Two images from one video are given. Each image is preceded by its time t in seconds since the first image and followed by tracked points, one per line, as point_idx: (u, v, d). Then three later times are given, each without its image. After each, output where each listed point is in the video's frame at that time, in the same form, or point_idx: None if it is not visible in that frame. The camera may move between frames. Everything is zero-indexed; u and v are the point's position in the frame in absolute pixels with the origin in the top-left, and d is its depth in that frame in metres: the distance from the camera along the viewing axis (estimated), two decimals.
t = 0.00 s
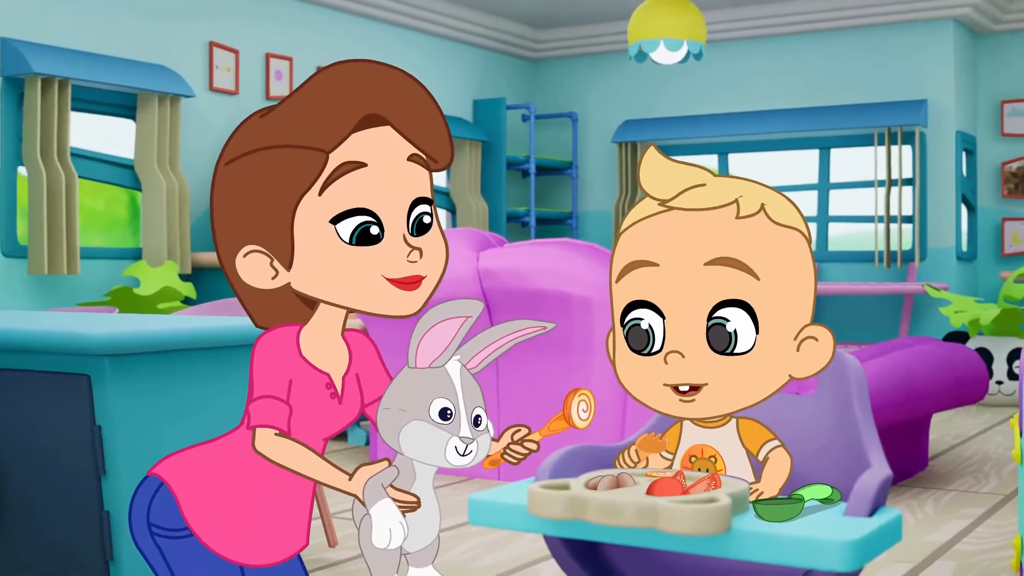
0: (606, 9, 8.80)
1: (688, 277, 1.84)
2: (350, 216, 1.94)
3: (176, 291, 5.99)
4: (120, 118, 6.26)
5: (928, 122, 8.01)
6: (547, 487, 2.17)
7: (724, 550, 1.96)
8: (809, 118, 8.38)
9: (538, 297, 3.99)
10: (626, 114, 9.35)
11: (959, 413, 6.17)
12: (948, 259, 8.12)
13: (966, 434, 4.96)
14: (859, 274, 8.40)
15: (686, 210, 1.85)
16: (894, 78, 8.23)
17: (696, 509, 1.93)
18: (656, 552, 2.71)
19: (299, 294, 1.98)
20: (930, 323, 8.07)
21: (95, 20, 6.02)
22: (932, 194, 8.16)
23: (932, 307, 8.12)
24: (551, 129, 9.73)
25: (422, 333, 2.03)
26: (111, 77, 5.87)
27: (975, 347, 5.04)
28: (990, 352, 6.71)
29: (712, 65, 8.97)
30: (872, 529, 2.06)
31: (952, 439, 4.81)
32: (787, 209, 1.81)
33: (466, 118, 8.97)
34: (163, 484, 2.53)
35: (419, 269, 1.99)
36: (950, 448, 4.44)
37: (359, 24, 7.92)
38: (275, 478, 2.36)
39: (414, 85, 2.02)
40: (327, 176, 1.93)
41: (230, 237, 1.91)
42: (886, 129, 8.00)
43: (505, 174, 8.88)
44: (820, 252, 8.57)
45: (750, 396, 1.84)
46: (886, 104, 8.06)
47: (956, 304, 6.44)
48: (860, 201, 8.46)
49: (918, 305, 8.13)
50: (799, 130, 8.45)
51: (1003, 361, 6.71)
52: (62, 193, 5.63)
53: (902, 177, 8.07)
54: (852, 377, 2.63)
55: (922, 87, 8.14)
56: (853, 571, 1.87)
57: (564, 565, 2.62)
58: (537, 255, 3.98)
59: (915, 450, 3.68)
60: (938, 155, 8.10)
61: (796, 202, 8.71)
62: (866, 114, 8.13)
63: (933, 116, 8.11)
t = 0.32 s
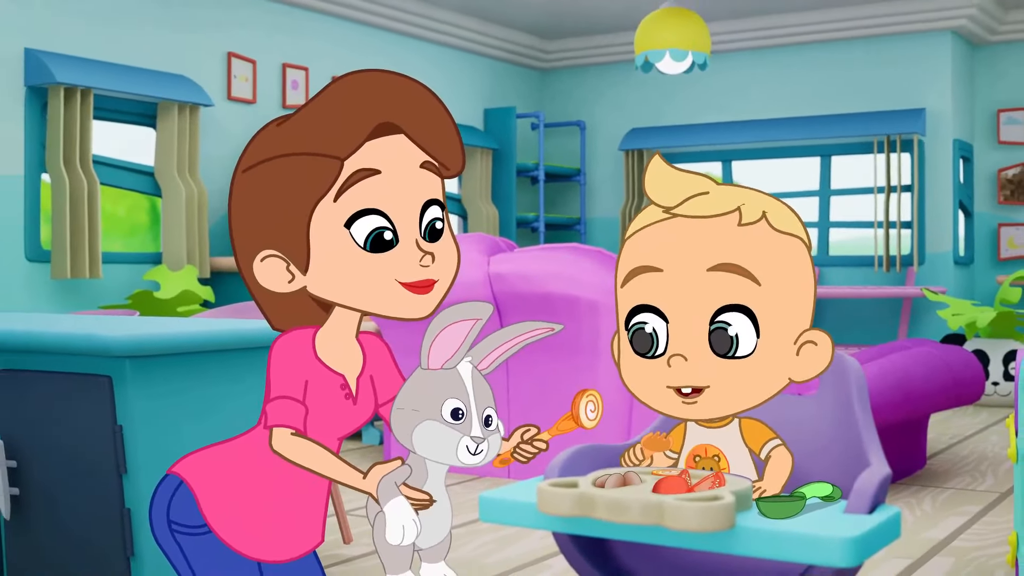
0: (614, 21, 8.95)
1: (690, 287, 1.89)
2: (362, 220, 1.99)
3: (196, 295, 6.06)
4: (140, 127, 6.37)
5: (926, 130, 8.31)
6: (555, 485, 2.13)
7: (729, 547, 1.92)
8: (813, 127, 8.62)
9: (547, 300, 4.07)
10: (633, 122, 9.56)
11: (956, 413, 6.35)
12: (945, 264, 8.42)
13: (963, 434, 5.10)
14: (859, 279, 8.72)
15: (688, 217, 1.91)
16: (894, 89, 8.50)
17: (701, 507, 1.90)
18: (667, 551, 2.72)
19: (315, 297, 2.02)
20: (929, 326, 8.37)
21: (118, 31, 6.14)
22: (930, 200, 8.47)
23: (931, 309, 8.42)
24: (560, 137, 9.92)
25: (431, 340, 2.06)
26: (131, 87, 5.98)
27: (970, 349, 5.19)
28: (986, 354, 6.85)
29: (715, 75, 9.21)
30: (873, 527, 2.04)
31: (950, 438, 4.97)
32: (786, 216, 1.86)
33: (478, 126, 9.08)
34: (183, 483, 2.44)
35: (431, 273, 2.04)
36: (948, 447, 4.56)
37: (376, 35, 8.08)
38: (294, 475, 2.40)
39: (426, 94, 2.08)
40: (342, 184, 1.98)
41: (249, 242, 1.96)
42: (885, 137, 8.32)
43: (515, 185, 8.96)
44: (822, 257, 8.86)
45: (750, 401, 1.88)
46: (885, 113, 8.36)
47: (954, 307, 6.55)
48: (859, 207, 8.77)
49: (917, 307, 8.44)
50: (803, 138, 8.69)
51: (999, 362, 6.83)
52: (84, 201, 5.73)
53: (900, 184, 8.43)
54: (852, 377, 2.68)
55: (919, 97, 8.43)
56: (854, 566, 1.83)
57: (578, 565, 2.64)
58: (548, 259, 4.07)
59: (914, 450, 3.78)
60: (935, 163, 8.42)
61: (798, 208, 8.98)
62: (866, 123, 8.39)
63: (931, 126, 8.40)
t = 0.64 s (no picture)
0: (619, 31, 9.03)
1: (684, 291, 1.75)
2: (376, 224, 1.97)
3: (213, 298, 6.16)
4: (160, 135, 6.48)
5: (925, 137, 8.40)
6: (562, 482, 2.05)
7: (730, 543, 1.84)
8: (813, 135, 8.73)
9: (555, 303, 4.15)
10: (639, 131, 9.64)
11: (954, 414, 6.44)
12: (942, 267, 8.50)
13: (960, 433, 5.18)
14: (860, 283, 8.83)
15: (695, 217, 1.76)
16: (894, 98, 8.58)
17: (706, 504, 1.81)
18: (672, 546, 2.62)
19: (330, 301, 2.01)
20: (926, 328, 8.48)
21: (139, 40, 6.25)
22: (927, 206, 8.52)
23: (929, 312, 8.53)
24: (568, 145, 10.03)
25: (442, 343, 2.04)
26: (149, 97, 6.06)
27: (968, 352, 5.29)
28: (982, 356, 6.96)
29: (719, 84, 9.31)
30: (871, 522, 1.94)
31: (948, 436, 5.08)
32: (789, 228, 1.73)
33: (488, 134, 9.17)
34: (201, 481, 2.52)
35: (443, 277, 2.02)
36: (945, 446, 4.66)
37: (389, 46, 8.18)
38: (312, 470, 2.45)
39: (440, 103, 2.07)
40: (356, 190, 1.97)
41: (266, 244, 1.94)
42: (885, 144, 8.40)
43: (524, 189, 9.10)
44: (822, 262, 8.98)
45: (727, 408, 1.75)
46: (883, 121, 8.45)
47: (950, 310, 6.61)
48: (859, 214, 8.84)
49: (915, 311, 8.55)
50: (805, 145, 8.78)
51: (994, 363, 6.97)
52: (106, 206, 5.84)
53: (899, 190, 8.53)
54: (851, 380, 2.64)
55: (918, 105, 8.51)
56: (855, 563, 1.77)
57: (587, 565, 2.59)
58: (555, 263, 4.15)
59: (913, 450, 3.88)
60: (932, 169, 8.49)
61: (797, 214, 9.08)
62: (866, 131, 8.48)
63: (929, 133, 8.49)
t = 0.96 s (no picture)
0: (625, 39, 9.11)
1: (690, 293, 1.76)
2: (386, 225, 2.00)
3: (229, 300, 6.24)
4: (176, 141, 6.56)
5: (924, 143, 8.46)
6: (570, 481, 2.02)
7: (733, 540, 1.80)
8: (814, 140, 8.80)
9: (564, 307, 4.23)
10: (644, 138, 9.71)
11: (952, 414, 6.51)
12: (940, 271, 8.57)
13: (959, 433, 5.26)
14: (860, 286, 8.88)
15: (701, 220, 1.76)
16: (896, 104, 8.64)
17: (712, 503, 1.77)
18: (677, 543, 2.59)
19: (336, 297, 2.03)
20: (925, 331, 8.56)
21: (154, 48, 6.34)
22: (926, 211, 8.59)
23: (926, 316, 8.60)
24: (574, 151, 10.10)
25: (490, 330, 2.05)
26: (163, 104, 6.14)
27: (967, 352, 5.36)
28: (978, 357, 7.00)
29: (726, 91, 9.36)
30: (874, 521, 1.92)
31: (947, 435, 5.15)
32: (795, 231, 1.73)
33: (496, 141, 9.25)
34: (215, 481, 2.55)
35: (447, 281, 2.04)
36: (943, 444, 4.75)
37: (399, 54, 8.26)
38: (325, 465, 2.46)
39: (453, 108, 2.10)
40: (370, 190, 1.98)
41: (274, 239, 1.96)
42: (886, 150, 8.46)
43: (532, 193, 9.17)
44: (823, 266, 9.03)
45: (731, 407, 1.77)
46: (882, 128, 8.53)
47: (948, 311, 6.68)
48: (858, 219, 8.93)
49: (913, 314, 8.61)
50: (807, 151, 8.85)
51: (993, 364, 7.01)
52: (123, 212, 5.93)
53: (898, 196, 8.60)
54: (852, 381, 2.63)
55: (918, 112, 8.58)
56: (856, 561, 1.73)
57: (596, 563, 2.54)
58: (564, 267, 4.25)
59: (911, 449, 3.95)
60: (931, 176, 8.56)
61: (797, 218, 9.16)
62: (867, 138, 8.54)
63: (927, 139, 8.55)
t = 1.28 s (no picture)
0: (629, 44, 9.16)
1: (683, 302, 1.69)
2: (393, 226, 1.95)
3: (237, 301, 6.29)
4: (185, 145, 6.61)
5: (923, 147, 8.50)
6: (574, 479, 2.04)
7: (735, 539, 1.81)
8: (815, 144, 8.83)
9: (568, 308, 4.27)
10: (647, 142, 9.76)
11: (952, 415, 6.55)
12: (939, 274, 8.61)
13: (958, 433, 5.29)
14: (860, 288, 8.92)
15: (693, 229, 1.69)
16: (896, 108, 8.68)
17: (712, 501, 1.78)
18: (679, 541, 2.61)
19: (343, 299, 1.99)
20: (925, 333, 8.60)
21: (164, 55, 6.40)
22: (926, 215, 8.63)
23: (925, 318, 8.64)
24: (578, 155, 10.15)
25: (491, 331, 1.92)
26: (173, 108, 6.19)
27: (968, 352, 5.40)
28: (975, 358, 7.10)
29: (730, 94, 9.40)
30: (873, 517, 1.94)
31: (947, 436, 5.19)
32: (787, 236, 1.67)
33: (501, 144, 9.30)
34: (224, 480, 2.59)
35: (453, 282, 1.98)
36: (943, 445, 4.79)
37: (404, 59, 8.31)
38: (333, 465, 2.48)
39: (460, 112, 2.05)
40: (376, 193, 1.94)
41: (282, 242, 1.94)
42: (886, 154, 8.50)
43: (536, 197, 9.23)
44: (823, 268, 9.06)
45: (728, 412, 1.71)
46: (881, 132, 8.57)
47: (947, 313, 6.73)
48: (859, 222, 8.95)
49: (912, 316, 8.65)
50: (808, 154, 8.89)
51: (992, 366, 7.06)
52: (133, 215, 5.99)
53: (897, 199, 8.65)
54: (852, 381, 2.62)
55: (917, 116, 8.63)
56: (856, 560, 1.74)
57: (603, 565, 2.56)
58: (568, 269, 4.29)
59: (911, 450, 4.00)
60: (930, 179, 8.60)
61: (797, 221, 9.19)
62: (867, 142, 8.58)
63: (926, 143, 8.60)
